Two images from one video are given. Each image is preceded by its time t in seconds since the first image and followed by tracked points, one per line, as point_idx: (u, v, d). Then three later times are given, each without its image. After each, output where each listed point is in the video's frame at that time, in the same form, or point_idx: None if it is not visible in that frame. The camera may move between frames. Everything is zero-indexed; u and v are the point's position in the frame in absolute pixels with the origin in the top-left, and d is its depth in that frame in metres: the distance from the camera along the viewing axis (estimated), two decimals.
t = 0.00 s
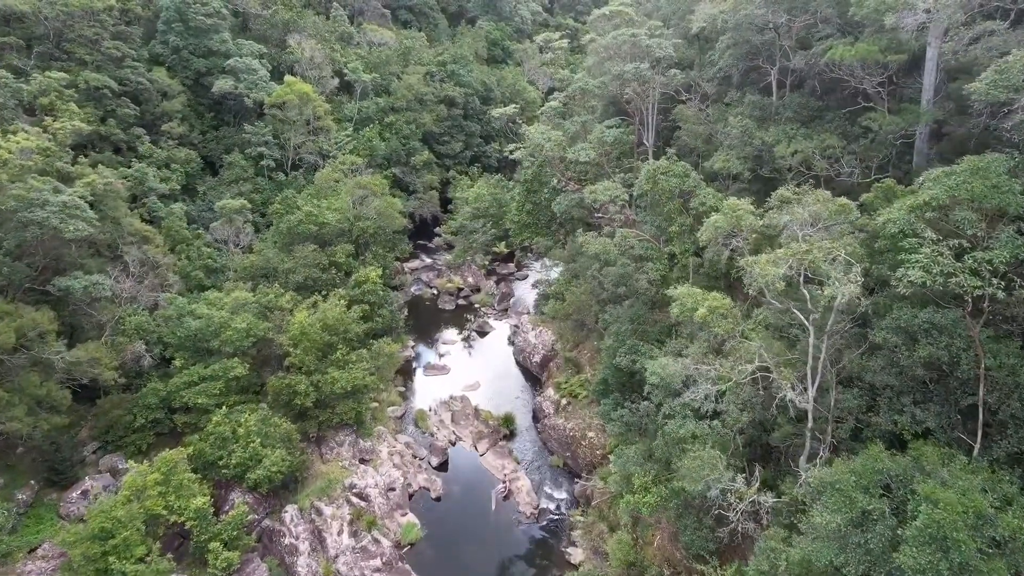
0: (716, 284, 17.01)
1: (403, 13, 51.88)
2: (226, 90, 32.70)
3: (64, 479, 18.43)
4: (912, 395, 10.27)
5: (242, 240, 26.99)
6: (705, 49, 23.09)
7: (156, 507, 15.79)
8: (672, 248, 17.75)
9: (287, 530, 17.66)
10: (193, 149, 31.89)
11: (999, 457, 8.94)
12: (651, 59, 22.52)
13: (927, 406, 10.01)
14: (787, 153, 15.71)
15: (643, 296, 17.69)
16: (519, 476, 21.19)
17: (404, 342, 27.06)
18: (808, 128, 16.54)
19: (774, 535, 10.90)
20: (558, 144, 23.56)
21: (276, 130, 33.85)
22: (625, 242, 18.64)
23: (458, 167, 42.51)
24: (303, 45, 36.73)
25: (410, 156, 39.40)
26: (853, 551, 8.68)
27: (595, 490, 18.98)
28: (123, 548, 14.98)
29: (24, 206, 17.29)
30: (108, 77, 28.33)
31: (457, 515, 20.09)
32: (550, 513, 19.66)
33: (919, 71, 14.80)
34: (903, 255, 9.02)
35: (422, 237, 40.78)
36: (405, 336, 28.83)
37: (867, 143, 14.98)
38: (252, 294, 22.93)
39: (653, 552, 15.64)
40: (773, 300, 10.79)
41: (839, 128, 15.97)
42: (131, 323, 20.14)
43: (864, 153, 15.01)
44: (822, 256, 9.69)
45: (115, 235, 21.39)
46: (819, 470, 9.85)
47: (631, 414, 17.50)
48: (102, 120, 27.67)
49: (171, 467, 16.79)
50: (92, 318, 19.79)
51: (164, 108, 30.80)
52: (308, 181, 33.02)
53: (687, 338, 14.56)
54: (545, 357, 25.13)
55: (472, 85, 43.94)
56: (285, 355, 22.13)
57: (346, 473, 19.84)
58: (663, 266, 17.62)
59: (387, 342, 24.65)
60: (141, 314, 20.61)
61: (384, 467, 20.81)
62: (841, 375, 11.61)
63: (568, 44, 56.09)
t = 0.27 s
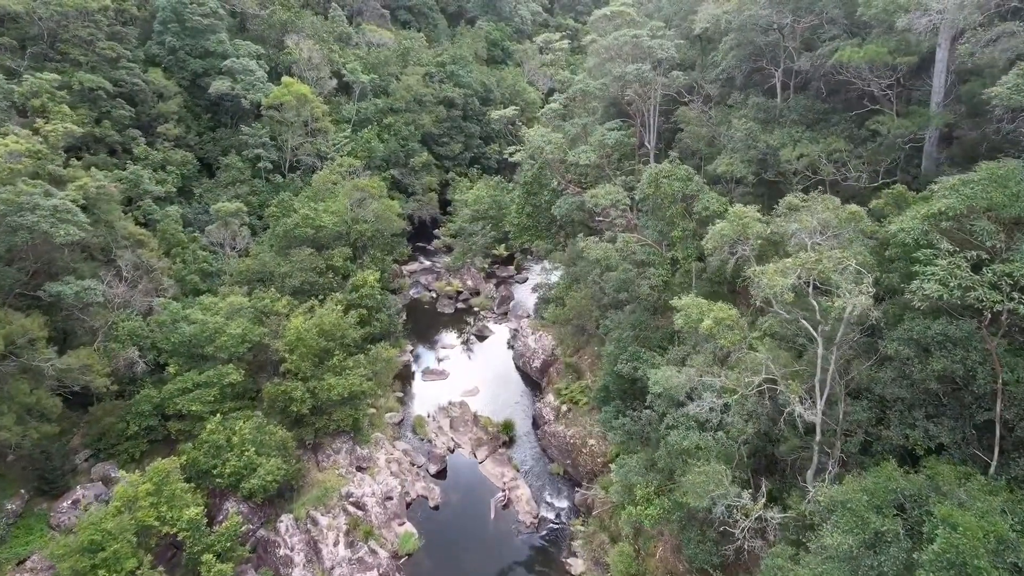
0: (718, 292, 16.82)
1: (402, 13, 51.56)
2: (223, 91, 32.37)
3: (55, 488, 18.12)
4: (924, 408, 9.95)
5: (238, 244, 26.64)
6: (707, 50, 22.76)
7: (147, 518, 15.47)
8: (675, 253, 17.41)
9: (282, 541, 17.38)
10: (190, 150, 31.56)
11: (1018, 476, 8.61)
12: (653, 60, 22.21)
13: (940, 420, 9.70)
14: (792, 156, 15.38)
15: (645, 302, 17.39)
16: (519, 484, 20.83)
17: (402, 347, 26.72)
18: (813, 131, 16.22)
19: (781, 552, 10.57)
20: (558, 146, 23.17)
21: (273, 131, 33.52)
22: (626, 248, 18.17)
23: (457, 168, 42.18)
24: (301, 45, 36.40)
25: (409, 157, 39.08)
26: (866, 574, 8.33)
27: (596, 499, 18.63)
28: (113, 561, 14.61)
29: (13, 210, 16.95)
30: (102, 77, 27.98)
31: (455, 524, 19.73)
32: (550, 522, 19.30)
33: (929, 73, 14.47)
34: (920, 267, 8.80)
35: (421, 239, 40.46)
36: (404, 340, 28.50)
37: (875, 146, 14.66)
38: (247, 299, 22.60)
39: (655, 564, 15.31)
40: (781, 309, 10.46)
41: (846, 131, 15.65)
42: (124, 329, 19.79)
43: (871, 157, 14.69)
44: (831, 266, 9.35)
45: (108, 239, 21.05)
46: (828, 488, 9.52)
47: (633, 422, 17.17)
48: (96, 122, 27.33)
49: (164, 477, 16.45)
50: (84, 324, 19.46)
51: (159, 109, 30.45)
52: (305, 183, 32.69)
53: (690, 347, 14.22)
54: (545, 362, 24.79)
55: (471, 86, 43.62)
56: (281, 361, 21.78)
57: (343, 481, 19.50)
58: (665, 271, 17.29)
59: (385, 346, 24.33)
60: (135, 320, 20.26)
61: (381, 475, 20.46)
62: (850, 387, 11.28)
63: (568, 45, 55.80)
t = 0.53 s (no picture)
0: (721, 298, 16.53)
1: (401, 14, 51.28)
2: (219, 92, 32.05)
3: (45, 497, 17.82)
4: (937, 423, 9.63)
5: (234, 247, 26.32)
6: (710, 51, 22.44)
7: (138, 529, 15.09)
8: (678, 258, 17.08)
9: (276, 552, 17.15)
10: (186, 152, 31.24)
11: None
12: (655, 61, 21.87)
13: (954, 436, 9.37)
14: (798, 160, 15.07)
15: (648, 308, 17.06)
16: (518, 493, 20.48)
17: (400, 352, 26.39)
18: (819, 134, 15.90)
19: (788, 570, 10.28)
20: (558, 149, 22.82)
21: (271, 133, 33.20)
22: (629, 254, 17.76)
23: (456, 170, 41.86)
24: (299, 46, 36.06)
25: (408, 159, 38.76)
26: None
27: (597, 509, 18.30)
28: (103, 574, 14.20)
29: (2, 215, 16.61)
30: (97, 79, 27.65)
31: (454, 533, 19.39)
32: (550, 532, 18.96)
33: (939, 76, 14.16)
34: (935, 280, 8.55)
35: (420, 242, 40.16)
36: (402, 344, 28.17)
37: (883, 150, 14.35)
38: (243, 304, 22.26)
39: None
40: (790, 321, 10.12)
41: (853, 134, 15.32)
42: (116, 335, 19.45)
43: (878, 161, 14.39)
44: (842, 277, 8.99)
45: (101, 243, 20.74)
46: (838, 507, 9.21)
47: (634, 430, 16.85)
48: (91, 124, 27.01)
49: (156, 486, 16.06)
50: (77, 329, 19.13)
51: (155, 110, 30.13)
52: (303, 185, 32.37)
53: (694, 356, 13.92)
54: (545, 368, 24.45)
55: (471, 87, 43.29)
56: (277, 366, 21.45)
57: (339, 490, 19.16)
58: (667, 277, 16.97)
59: (383, 352, 24.00)
60: (128, 325, 19.91)
61: (378, 483, 20.12)
62: (859, 400, 10.95)
63: (568, 45, 55.46)
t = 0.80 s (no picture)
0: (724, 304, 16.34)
1: (400, 14, 50.96)
2: (216, 93, 31.71)
3: (35, 507, 17.56)
4: (950, 439, 9.32)
5: (231, 251, 25.98)
6: (712, 51, 22.11)
7: (130, 541, 14.75)
8: (680, 264, 16.75)
9: (271, 563, 16.92)
10: (183, 154, 30.91)
11: None
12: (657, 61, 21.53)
13: (968, 452, 9.05)
14: (804, 165, 14.78)
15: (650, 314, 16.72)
16: (518, 501, 20.11)
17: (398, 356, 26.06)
18: (825, 138, 15.56)
19: None
20: (559, 151, 22.46)
21: (268, 134, 32.86)
22: (632, 259, 17.35)
23: (456, 171, 41.52)
24: (297, 47, 35.71)
25: (407, 161, 38.44)
26: None
27: (598, 518, 17.96)
28: None
29: None
30: (92, 80, 27.33)
31: (453, 543, 19.05)
32: (551, 542, 18.61)
33: (949, 78, 13.87)
34: (955, 294, 8.45)
35: (419, 244, 39.85)
36: (401, 349, 27.85)
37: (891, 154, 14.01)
38: (238, 309, 21.92)
39: None
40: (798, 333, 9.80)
41: (860, 138, 14.99)
42: (109, 341, 19.11)
43: (886, 165, 14.08)
44: (853, 288, 8.62)
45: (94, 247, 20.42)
46: (847, 526, 8.93)
47: (636, 439, 16.54)
48: (86, 125, 26.68)
49: (148, 497, 15.72)
50: (69, 335, 18.78)
51: (151, 112, 29.78)
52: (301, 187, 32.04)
53: (698, 365, 13.62)
54: (545, 373, 24.11)
55: (470, 88, 42.94)
56: (273, 372, 21.12)
57: (336, 499, 18.84)
58: (670, 283, 16.65)
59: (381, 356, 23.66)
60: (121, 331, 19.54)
61: (376, 492, 19.78)
62: (870, 413, 10.61)
63: (568, 45, 55.09)
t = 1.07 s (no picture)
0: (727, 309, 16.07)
1: (399, 14, 50.65)
2: (213, 94, 31.36)
3: (25, 517, 17.04)
4: (967, 455, 8.99)
5: (227, 254, 25.62)
6: (715, 52, 21.76)
7: (120, 554, 14.40)
8: (683, 270, 16.42)
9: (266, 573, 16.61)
10: (179, 156, 30.57)
11: None
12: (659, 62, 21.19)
13: (986, 470, 8.71)
14: (810, 169, 14.45)
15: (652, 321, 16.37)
16: (517, 510, 19.74)
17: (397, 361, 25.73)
18: (831, 141, 15.24)
19: None
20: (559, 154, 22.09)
21: (265, 136, 32.51)
22: (633, 264, 17.02)
23: (455, 173, 41.17)
24: (294, 47, 35.35)
25: (406, 162, 38.11)
26: None
27: (599, 529, 17.62)
28: None
29: None
30: (86, 80, 26.97)
31: (451, 553, 18.68)
32: (551, 552, 18.24)
33: (960, 81, 13.54)
34: (977, 308, 8.25)
35: (418, 246, 39.52)
36: (399, 353, 27.50)
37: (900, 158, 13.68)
38: (233, 314, 21.58)
39: None
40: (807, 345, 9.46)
41: (867, 141, 14.67)
42: (101, 347, 18.75)
43: (896, 169, 13.76)
44: (866, 300, 8.26)
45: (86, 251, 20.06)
46: (859, 546, 8.61)
47: (638, 448, 16.21)
48: (80, 127, 26.35)
49: (139, 508, 15.36)
50: (61, 341, 18.43)
51: (147, 113, 29.42)
52: (298, 189, 31.70)
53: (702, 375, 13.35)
54: (546, 379, 23.77)
55: (470, 89, 42.58)
56: (269, 379, 20.78)
57: (332, 508, 18.51)
58: (673, 289, 16.31)
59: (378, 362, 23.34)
60: (114, 337, 19.20)
61: (373, 501, 19.43)
62: (881, 427, 10.27)
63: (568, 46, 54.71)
